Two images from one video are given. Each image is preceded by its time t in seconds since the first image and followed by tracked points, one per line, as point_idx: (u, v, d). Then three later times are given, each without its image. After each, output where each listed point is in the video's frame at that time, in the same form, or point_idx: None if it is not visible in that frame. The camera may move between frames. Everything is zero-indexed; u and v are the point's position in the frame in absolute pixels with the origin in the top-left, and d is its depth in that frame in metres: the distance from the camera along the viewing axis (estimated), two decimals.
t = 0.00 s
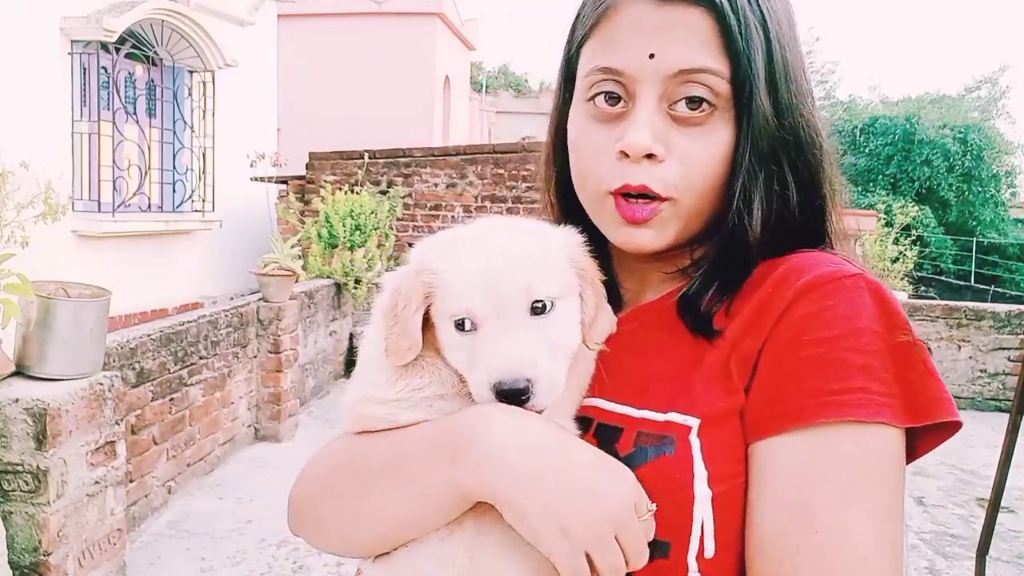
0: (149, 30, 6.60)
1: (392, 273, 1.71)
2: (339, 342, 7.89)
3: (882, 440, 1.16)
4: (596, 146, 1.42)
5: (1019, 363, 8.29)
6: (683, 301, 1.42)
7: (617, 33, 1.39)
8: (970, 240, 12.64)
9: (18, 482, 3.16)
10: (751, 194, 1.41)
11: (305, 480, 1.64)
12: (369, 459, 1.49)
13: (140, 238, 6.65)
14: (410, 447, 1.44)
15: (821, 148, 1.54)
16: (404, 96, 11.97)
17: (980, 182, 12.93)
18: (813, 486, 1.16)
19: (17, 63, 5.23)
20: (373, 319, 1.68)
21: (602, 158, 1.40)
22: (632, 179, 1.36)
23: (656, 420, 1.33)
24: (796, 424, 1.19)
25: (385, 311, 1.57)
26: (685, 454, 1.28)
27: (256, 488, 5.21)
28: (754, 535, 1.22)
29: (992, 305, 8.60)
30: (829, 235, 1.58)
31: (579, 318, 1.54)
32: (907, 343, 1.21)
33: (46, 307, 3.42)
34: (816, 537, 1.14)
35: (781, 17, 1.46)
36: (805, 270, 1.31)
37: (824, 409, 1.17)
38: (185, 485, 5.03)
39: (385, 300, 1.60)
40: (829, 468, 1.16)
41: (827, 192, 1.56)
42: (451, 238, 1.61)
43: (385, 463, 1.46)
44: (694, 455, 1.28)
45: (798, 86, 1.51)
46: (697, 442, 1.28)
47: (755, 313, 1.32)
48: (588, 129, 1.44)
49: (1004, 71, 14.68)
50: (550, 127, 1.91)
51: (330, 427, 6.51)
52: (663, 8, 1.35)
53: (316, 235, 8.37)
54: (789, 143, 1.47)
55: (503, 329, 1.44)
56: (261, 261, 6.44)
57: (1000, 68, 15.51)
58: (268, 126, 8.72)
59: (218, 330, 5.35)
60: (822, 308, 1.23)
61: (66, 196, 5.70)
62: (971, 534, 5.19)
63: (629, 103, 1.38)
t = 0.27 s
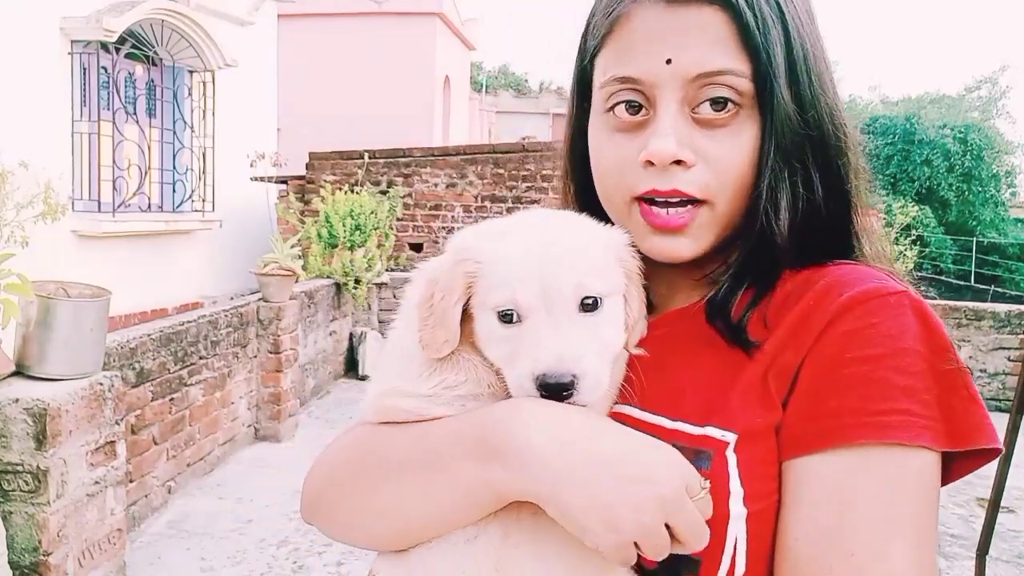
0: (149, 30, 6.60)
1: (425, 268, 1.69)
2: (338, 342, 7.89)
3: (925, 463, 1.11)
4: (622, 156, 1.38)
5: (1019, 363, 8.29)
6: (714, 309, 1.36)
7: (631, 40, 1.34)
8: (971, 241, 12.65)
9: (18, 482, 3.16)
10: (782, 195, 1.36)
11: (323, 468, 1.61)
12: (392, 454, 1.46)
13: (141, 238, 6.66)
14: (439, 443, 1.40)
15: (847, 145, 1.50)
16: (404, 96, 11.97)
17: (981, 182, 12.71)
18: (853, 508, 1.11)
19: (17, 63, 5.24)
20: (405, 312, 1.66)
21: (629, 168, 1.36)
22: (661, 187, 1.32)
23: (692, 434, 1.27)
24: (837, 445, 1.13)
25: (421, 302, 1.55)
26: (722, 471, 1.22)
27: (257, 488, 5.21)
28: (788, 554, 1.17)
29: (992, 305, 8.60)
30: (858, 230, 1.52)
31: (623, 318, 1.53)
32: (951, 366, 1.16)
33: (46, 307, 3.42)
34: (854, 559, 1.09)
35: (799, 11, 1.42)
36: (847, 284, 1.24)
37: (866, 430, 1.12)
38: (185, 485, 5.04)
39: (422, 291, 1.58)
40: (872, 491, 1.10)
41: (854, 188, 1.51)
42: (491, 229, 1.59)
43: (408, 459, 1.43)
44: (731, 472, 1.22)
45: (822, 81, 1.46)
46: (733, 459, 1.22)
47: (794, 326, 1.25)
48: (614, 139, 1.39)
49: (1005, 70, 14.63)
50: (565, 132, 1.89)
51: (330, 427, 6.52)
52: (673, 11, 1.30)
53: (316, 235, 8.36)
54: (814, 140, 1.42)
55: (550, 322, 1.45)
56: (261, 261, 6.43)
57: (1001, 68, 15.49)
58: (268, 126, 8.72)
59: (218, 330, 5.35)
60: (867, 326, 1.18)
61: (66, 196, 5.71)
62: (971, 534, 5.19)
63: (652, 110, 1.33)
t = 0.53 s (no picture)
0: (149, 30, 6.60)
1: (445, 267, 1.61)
2: (338, 342, 7.89)
3: (947, 483, 1.09)
4: (645, 163, 1.37)
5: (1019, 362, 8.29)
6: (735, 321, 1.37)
7: (655, 44, 1.33)
8: (971, 241, 12.69)
9: (18, 482, 3.16)
10: (808, 203, 1.36)
11: (325, 462, 1.52)
12: (400, 455, 1.36)
13: (140, 238, 6.65)
14: (452, 445, 1.30)
15: (874, 150, 1.49)
16: (404, 95, 11.97)
17: (980, 182, 12.62)
18: (870, 528, 1.09)
19: (17, 63, 5.24)
20: (424, 311, 1.58)
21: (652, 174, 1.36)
22: (687, 195, 1.32)
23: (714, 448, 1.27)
24: (857, 462, 1.12)
25: (441, 304, 1.46)
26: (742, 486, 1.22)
27: (257, 488, 5.21)
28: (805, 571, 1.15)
29: (992, 304, 8.59)
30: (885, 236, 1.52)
31: (651, 320, 1.44)
32: (979, 385, 1.13)
33: (47, 307, 3.43)
34: None
35: (831, 13, 1.43)
36: (873, 297, 1.23)
37: (886, 447, 1.10)
38: (185, 485, 5.04)
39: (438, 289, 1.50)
40: (891, 511, 1.09)
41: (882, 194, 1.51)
42: (509, 223, 1.51)
43: (416, 460, 1.34)
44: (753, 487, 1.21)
45: (851, 84, 1.46)
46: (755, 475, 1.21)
47: (817, 340, 1.24)
48: (636, 145, 1.39)
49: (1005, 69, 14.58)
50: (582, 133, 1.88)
51: (330, 427, 6.52)
52: (702, 13, 1.30)
53: (316, 235, 8.35)
54: (842, 146, 1.42)
55: (571, 314, 1.34)
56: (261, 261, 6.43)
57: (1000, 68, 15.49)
58: (268, 126, 8.72)
59: (218, 330, 5.35)
60: (891, 341, 1.16)
61: (66, 196, 5.71)
62: (971, 534, 5.19)
63: (677, 116, 1.33)
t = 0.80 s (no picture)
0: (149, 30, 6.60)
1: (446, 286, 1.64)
2: (338, 342, 7.89)
3: (957, 497, 1.08)
4: (646, 161, 1.37)
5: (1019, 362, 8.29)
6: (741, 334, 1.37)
7: (657, 39, 1.33)
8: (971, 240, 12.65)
9: (18, 482, 3.16)
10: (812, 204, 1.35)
11: (324, 475, 1.50)
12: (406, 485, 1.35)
13: (140, 238, 6.65)
14: (460, 479, 1.29)
15: (881, 148, 1.49)
16: (404, 95, 11.97)
17: (980, 181, 12.60)
18: (876, 546, 1.08)
19: (17, 63, 5.24)
20: (425, 332, 1.60)
21: (653, 172, 1.36)
22: (687, 196, 1.32)
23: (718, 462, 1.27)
24: (864, 475, 1.11)
25: (443, 329, 1.50)
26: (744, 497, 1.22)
27: (256, 488, 5.21)
28: None
29: (992, 304, 8.59)
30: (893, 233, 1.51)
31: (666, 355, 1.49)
32: (990, 395, 1.12)
33: (46, 308, 3.43)
34: None
35: (839, 7, 1.42)
36: (881, 306, 1.21)
37: (894, 461, 1.09)
38: (185, 485, 5.04)
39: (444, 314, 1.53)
40: (898, 527, 1.08)
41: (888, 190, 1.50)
42: (520, 253, 1.54)
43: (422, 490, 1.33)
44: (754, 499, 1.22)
45: (857, 78, 1.45)
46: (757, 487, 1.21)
47: (823, 351, 1.23)
48: (637, 143, 1.39)
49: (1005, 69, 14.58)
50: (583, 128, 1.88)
51: (329, 427, 6.52)
52: (705, 6, 1.29)
53: (316, 235, 8.35)
54: (847, 143, 1.41)
55: (589, 356, 1.38)
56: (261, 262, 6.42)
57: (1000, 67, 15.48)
58: (268, 126, 8.72)
59: (218, 330, 5.35)
60: (898, 351, 1.14)
61: (66, 196, 5.70)
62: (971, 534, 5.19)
63: (678, 113, 1.33)
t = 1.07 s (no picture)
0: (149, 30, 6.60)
1: (424, 285, 1.60)
2: (338, 342, 7.89)
3: (942, 498, 1.09)
4: (634, 164, 1.37)
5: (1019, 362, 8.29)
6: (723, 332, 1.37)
7: (654, 41, 1.33)
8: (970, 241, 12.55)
9: (18, 482, 3.16)
10: (800, 210, 1.36)
11: (301, 483, 1.47)
12: (379, 497, 1.31)
13: (140, 238, 6.65)
14: (435, 489, 1.25)
15: (871, 157, 1.50)
16: (404, 95, 11.97)
17: (980, 182, 12.58)
18: (864, 548, 1.09)
19: (18, 63, 5.24)
20: (403, 329, 1.56)
21: (641, 175, 1.36)
22: (673, 199, 1.31)
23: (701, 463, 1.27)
24: (851, 476, 1.12)
25: (423, 323, 1.46)
26: (730, 501, 1.22)
27: (256, 488, 5.21)
28: None
29: (992, 304, 8.59)
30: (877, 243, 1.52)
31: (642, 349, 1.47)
32: (973, 396, 1.13)
33: (47, 307, 3.42)
34: None
35: (836, 16, 1.43)
36: (867, 307, 1.22)
37: (880, 460, 1.10)
38: (185, 485, 5.04)
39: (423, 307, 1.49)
40: (883, 528, 1.08)
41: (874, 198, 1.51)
42: (502, 247, 1.52)
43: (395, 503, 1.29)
44: (739, 502, 1.21)
45: (850, 87, 1.46)
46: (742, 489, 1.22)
47: (810, 352, 1.24)
48: (626, 145, 1.39)
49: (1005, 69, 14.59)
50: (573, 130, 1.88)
51: (330, 426, 6.52)
52: (705, 12, 1.29)
53: (316, 234, 8.35)
54: (838, 152, 1.42)
55: (573, 346, 1.36)
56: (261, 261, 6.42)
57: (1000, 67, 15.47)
58: (268, 126, 8.72)
59: (218, 330, 5.35)
60: (884, 351, 1.15)
61: (66, 196, 5.70)
62: (971, 534, 5.19)
63: (671, 116, 1.32)
